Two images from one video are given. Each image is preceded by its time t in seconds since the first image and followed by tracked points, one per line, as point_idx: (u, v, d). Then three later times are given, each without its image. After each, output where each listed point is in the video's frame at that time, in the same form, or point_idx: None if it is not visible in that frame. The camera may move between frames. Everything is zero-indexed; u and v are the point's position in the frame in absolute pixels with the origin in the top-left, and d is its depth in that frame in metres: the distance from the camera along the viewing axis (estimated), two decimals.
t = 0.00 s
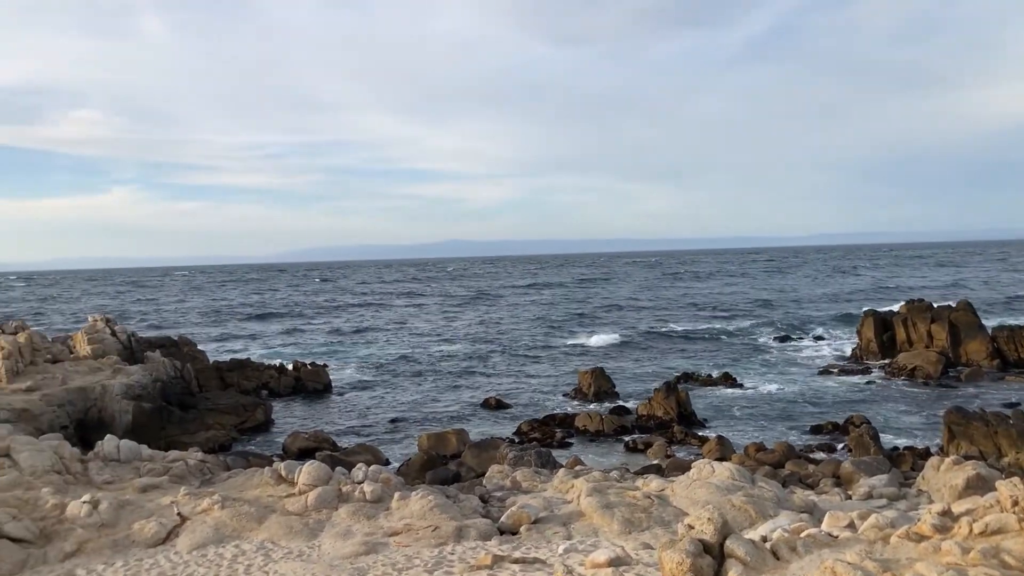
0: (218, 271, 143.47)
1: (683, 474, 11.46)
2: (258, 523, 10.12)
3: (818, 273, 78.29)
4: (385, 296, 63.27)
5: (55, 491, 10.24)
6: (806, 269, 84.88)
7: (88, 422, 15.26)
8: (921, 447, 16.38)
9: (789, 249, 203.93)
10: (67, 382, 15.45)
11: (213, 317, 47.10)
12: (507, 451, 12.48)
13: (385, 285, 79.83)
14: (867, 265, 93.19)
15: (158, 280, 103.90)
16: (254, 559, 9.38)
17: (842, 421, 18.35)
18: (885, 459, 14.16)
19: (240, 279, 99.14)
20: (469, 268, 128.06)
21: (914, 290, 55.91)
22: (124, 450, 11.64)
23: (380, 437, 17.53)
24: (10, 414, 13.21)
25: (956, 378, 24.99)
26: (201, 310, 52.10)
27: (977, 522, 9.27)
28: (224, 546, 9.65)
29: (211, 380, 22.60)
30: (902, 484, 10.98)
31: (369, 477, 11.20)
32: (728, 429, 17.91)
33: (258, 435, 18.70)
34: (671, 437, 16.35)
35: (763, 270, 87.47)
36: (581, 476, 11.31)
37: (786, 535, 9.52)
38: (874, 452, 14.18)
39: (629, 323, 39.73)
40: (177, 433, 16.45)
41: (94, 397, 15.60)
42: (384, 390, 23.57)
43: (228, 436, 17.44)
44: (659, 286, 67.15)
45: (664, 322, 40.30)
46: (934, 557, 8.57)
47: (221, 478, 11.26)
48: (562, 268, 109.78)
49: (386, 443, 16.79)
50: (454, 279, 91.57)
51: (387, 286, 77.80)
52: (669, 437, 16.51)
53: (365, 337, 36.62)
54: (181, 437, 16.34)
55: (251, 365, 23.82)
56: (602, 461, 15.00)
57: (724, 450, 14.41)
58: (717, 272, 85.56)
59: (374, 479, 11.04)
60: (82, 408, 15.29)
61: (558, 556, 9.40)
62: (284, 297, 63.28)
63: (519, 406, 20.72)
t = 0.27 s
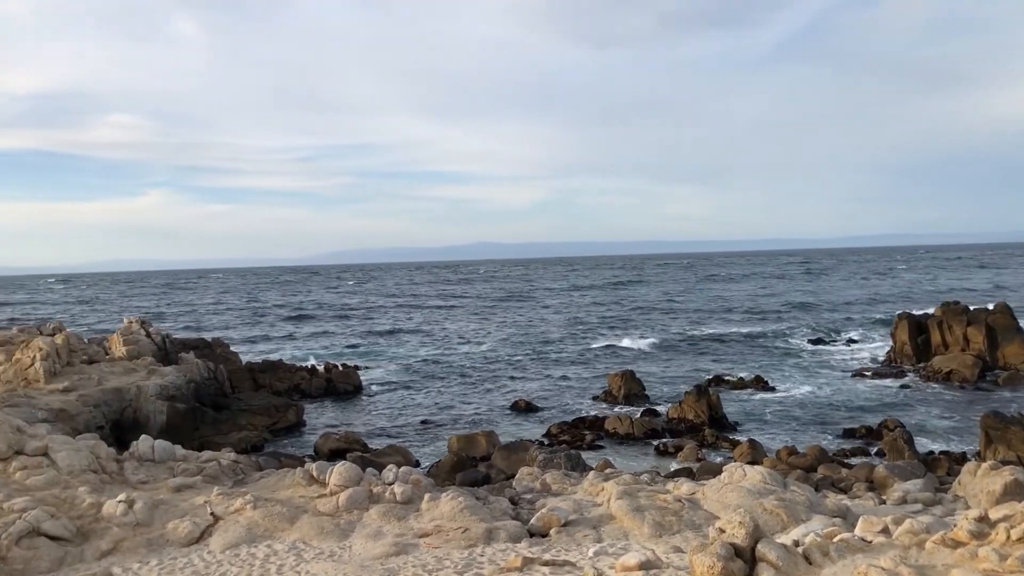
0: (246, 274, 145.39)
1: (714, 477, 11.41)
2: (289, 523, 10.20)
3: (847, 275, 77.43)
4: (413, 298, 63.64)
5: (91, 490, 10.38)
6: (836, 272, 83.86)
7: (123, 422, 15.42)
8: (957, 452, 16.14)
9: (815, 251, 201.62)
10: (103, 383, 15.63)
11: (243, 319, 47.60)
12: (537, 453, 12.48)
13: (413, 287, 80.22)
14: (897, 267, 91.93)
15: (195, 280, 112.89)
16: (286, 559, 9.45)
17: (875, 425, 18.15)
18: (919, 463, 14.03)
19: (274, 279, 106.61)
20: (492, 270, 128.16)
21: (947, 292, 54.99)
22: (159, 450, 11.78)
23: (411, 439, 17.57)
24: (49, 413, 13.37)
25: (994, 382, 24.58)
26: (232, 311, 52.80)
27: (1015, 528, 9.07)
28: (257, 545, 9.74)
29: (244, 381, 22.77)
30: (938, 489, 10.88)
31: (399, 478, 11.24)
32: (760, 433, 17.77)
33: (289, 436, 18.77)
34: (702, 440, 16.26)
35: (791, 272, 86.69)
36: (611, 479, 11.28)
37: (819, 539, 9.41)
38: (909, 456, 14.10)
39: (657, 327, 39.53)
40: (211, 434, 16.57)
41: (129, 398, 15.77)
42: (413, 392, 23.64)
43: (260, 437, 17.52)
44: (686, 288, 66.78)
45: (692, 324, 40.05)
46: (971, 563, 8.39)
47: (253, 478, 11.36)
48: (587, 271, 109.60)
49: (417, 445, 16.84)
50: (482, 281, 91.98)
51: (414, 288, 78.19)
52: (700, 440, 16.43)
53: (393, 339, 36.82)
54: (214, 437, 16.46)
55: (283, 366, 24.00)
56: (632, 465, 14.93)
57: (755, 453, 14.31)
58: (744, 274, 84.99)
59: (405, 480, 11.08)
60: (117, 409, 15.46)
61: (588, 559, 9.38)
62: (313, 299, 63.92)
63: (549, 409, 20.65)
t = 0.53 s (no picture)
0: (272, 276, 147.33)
1: (743, 480, 11.36)
2: (319, 524, 10.26)
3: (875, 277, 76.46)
4: (439, 300, 63.93)
5: (124, 490, 10.50)
6: (865, 273, 82.88)
7: (154, 423, 15.53)
8: (993, 456, 15.89)
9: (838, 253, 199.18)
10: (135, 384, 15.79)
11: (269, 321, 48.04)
12: (564, 455, 12.49)
13: (440, 290, 80.52)
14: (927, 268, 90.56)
15: (230, 281, 118.22)
16: (316, 559, 9.50)
17: (907, 429, 17.95)
18: (953, 467, 13.91)
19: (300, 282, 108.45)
20: (515, 272, 128.32)
21: (980, 294, 54.04)
22: (190, 451, 11.90)
23: (439, 440, 17.61)
24: (82, 413, 13.51)
25: None
26: (260, 313, 53.41)
27: None
28: (287, 546, 9.81)
29: (273, 382, 22.91)
30: (972, 493, 10.79)
31: (427, 479, 11.27)
32: (790, 436, 17.65)
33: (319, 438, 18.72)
34: (731, 443, 16.16)
35: (817, 273, 85.89)
36: (639, 481, 11.27)
37: (850, 543, 9.30)
38: (942, 459, 14.01)
39: (683, 329, 39.34)
40: (240, 435, 16.67)
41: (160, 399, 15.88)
42: (441, 393, 23.71)
43: (289, 438, 17.60)
44: (712, 290, 66.38)
45: (718, 327, 39.83)
46: (1006, 569, 8.17)
47: (282, 479, 11.44)
48: (610, 273, 109.46)
49: (446, 446, 16.88)
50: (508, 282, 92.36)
51: (440, 291, 78.49)
52: (729, 443, 16.35)
53: (420, 340, 37.03)
54: (244, 438, 16.47)
55: (311, 368, 24.13)
56: (660, 467, 14.89)
57: (784, 456, 14.23)
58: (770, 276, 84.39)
59: (433, 481, 11.11)
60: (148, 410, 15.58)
61: (616, 561, 9.35)
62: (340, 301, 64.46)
63: (576, 411, 20.59)
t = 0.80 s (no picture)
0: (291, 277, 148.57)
1: (766, 483, 11.32)
2: (342, 524, 10.31)
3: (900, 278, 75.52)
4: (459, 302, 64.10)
5: (150, 490, 10.60)
6: (889, 274, 81.94)
7: (179, 424, 15.69)
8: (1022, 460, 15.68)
9: (858, 254, 197.32)
10: (160, 385, 15.91)
11: (291, 322, 48.38)
12: (587, 457, 12.49)
13: (460, 291, 80.66)
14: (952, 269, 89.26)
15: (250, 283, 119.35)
16: (339, 560, 9.55)
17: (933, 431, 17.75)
18: (980, 470, 13.82)
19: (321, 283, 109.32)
20: (532, 273, 128.40)
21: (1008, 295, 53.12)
22: (214, 452, 12.00)
23: (462, 442, 17.63)
24: (109, 414, 13.63)
25: None
26: (283, 315, 53.90)
27: None
28: (310, 546, 9.86)
29: (297, 384, 23.00)
30: (1000, 497, 10.67)
31: (450, 480, 11.31)
32: (814, 438, 17.53)
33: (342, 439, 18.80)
34: (754, 445, 16.10)
35: (840, 275, 85.04)
36: (662, 483, 11.24)
37: (875, 546, 9.20)
38: (969, 462, 13.95)
39: (704, 330, 39.17)
40: (264, 436, 16.77)
41: (185, 400, 16.01)
42: (462, 394, 23.76)
43: (311, 439, 17.68)
44: (733, 292, 65.91)
45: (739, 328, 39.64)
46: None
47: (306, 479, 11.51)
48: (629, 274, 109.32)
49: (469, 447, 16.92)
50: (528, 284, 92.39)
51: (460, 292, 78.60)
52: (752, 445, 16.27)
53: (440, 342, 37.14)
54: (268, 439, 16.60)
55: (334, 369, 24.25)
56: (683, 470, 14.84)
57: (808, 459, 14.17)
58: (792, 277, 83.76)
59: (455, 482, 11.14)
60: (174, 411, 15.72)
61: (639, 564, 9.33)
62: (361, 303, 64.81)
63: (599, 413, 20.53)
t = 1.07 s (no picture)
0: (308, 278, 149.59)
1: (786, 485, 11.27)
2: (360, 525, 10.34)
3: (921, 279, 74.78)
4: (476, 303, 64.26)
5: (170, 490, 10.67)
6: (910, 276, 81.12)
7: (199, 424, 15.80)
8: None
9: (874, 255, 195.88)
10: (181, 385, 16.03)
11: (309, 323, 48.68)
12: (605, 459, 12.47)
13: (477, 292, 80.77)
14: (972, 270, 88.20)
15: (268, 284, 120.27)
16: (357, 560, 9.57)
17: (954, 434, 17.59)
18: (1003, 473, 13.74)
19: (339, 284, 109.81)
20: (548, 274, 128.48)
21: None
22: (234, 452, 12.06)
23: (480, 443, 17.64)
24: (130, 414, 13.72)
25: None
26: (301, 316, 54.29)
27: None
28: (329, 546, 9.89)
29: (316, 385, 23.08)
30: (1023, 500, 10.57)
31: (468, 481, 11.32)
32: (834, 440, 17.43)
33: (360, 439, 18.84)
34: (774, 447, 16.03)
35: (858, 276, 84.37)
36: (681, 485, 11.21)
37: (896, 549, 9.11)
38: (992, 466, 13.89)
39: (721, 332, 39.02)
40: (283, 436, 16.84)
41: (205, 401, 16.10)
42: (480, 395, 23.79)
43: (330, 439, 17.70)
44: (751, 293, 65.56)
45: (756, 330, 39.46)
46: None
47: (325, 480, 11.55)
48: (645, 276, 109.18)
49: (487, 448, 16.94)
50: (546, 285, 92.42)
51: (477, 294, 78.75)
52: (772, 447, 16.20)
53: (458, 343, 37.21)
54: (287, 439, 16.67)
55: (352, 370, 24.35)
56: (702, 472, 14.78)
57: (829, 460, 14.13)
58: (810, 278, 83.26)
59: (473, 483, 11.16)
60: (193, 411, 15.82)
61: (657, 565, 9.30)
62: (378, 304, 65.10)
63: (616, 415, 20.47)
